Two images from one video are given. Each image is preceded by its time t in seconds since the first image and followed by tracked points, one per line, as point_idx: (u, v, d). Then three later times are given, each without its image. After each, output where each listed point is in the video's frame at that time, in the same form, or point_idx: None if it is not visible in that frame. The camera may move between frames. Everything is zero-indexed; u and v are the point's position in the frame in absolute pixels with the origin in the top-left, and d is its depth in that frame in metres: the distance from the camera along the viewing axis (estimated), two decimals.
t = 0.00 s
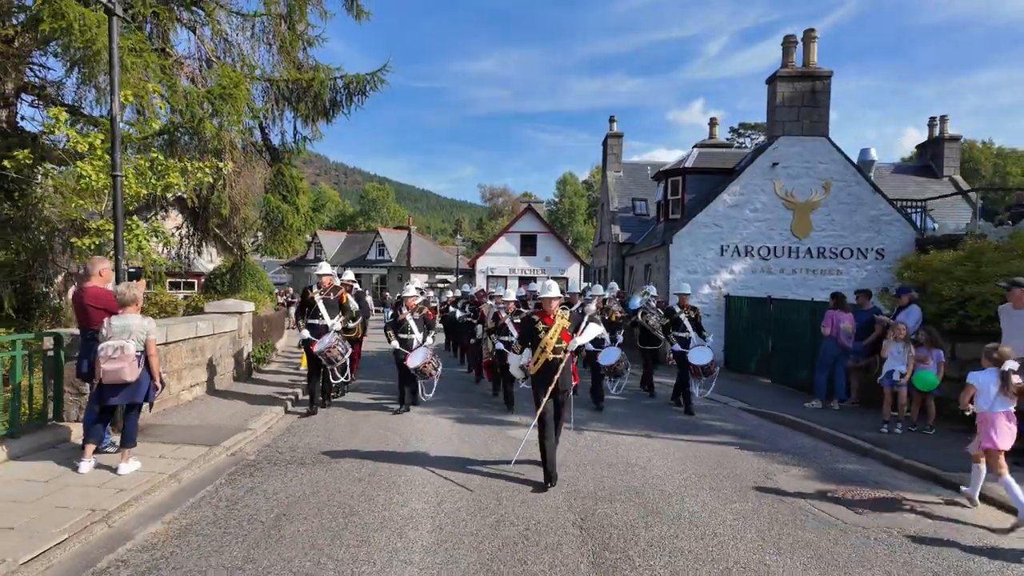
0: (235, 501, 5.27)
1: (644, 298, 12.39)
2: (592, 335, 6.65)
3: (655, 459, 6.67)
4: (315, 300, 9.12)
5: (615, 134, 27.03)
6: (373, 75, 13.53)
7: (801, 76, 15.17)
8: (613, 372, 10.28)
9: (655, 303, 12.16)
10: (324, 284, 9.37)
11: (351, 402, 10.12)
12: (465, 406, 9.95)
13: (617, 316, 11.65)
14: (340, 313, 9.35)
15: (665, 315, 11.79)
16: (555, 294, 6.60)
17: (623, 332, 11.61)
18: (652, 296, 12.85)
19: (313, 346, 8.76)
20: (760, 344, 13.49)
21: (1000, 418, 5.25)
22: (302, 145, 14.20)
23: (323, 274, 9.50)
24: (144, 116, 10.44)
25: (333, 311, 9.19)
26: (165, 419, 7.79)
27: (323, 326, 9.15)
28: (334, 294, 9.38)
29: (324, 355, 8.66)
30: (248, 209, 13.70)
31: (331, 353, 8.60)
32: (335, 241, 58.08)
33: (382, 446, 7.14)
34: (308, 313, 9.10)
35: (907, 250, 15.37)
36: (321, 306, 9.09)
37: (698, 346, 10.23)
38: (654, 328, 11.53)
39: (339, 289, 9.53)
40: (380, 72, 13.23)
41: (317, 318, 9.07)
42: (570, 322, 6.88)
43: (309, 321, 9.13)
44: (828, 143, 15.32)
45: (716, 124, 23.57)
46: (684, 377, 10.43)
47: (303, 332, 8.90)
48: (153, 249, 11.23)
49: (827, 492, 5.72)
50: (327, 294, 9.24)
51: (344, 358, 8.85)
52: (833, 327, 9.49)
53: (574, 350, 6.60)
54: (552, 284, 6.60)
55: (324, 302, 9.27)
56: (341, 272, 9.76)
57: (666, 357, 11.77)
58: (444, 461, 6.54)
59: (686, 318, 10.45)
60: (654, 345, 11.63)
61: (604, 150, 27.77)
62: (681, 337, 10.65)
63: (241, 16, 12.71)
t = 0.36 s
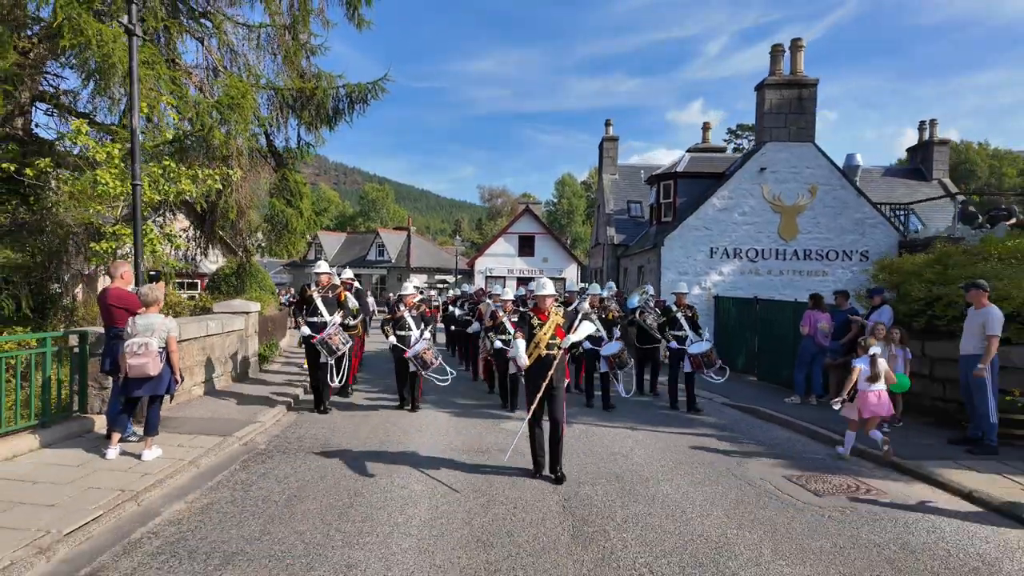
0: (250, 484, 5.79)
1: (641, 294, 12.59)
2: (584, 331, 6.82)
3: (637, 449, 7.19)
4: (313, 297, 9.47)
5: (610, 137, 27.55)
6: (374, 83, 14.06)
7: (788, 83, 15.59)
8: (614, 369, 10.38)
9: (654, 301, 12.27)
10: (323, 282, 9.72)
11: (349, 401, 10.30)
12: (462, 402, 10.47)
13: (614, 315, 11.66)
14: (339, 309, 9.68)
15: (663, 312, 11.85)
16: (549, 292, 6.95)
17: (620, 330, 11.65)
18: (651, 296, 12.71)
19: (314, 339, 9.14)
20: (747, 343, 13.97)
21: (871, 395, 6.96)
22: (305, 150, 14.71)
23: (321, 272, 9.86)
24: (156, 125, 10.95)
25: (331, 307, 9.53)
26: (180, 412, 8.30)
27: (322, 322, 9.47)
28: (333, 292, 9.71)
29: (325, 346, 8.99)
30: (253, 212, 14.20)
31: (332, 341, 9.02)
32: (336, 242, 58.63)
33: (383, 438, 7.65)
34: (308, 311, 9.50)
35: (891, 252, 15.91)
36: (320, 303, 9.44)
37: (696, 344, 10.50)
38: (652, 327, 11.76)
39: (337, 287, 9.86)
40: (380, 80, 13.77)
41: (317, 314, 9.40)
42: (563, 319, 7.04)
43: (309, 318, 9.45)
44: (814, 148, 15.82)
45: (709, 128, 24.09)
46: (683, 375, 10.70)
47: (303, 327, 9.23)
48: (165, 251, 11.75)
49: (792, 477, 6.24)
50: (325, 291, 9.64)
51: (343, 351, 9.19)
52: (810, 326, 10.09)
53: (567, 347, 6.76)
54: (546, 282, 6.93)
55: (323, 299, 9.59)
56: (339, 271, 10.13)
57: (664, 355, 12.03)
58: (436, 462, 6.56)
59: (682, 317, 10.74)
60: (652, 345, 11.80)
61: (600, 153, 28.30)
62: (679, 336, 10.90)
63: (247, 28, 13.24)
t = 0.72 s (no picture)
0: (257, 466, 6.28)
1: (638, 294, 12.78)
2: (580, 330, 6.50)
3: (618, 437, 7.68)
4: (312, 296, 9.79)
5: (606, 140, 28.06)
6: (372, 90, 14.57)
7: (775, 89, 16.08)
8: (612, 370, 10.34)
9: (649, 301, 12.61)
10: (321, 281, 10.02)
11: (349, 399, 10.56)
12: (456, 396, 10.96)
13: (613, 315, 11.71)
14: (337, 308, 10.01)
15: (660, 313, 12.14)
16: (543, 290, 6.70)
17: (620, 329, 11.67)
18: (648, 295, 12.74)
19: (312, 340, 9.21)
20: (734, 340, 14.45)
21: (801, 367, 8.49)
22: (307, 154, 15.20)
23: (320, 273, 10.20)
24: (164, 132, 11.45)
25: (330, 306, 9.89)
26: (189, 403, 8.78)
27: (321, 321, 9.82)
28: (331, 291, 10.04)
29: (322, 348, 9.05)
30: (256, 214, 14.70)
31: (329, 344, 8.99)
32: (336, 242, 59.14)
33: (381, 428, 8.14)
34: (307, 309, 9.85)
35: (874, 252, 16.39)
36: (319, 303, 9.78)
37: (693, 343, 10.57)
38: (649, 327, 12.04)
39: (336, 287, 10.20)
40: (379, 87, 14.27)
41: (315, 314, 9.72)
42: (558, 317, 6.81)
43: (307, 317, 9.81)
44: (799, 151, 16.31)
45: (702, 131, 24.57)
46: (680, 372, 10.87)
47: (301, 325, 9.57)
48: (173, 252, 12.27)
49: (759, 461, 6.74)
50: (324, 291, 9.92)
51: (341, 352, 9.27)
52: (788, 323, 10.58)
53: (560, 346, 6.60)
54: (540, 280, 6.68)
55: (322, 299, 9.93)
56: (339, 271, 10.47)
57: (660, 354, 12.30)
58: (432, 459, 6.60)
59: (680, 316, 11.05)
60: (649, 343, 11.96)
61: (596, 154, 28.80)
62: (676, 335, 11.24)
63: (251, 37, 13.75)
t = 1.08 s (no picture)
0: (266, 452, 6.77)
1: (635, 294, 13.00)
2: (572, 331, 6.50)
3: (603, 426, 8.18)
4: (311, 297, 10.12)
5: (602, 142, 28.56)
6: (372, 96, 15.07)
7: (764, 94, 16.52)
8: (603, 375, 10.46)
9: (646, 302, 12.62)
10: (320, 283, 10.38)
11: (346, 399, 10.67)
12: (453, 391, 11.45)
13: (609, 316, 11.83)
14: (335, 309, 10.40)
15: (656, 312, 12.08)
16: (536, 291, 6.65)
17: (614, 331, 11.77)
18: (645, 294, 13.11)
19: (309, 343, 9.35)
20: (722, 337, 14.95)
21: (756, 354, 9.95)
22: (309, 158, 15.70)
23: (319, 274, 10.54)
24: (173, 137, 11.95)
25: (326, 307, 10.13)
26: (199, 396, 9.27)
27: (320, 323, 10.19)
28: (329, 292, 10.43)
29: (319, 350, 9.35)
30: (260, 216, 15.22)
31: (325, 349, 9.18)
32: (336, 242, 59.62)
33: (380, 419, 8.63)
34: (305, 310, 10.08)
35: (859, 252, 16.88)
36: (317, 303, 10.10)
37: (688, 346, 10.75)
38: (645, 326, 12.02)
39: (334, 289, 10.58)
40: (378, 94, 14.78)
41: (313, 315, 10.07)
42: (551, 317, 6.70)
43: (306, 318, 10.12)
44: (787, 155, 16.78)
45: (696, 133, 25.09)
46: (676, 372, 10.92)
47: (299, 326, 9.74)
48: (181, 253, 12.76)
49: (732, 448, 7.24)
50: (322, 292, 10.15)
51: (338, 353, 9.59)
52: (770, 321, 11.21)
53: (554, 346, 6.45)
54: (533, 281, 6.62)
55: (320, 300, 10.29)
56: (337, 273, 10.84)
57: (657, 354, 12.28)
58: (428, 457, 6.65)
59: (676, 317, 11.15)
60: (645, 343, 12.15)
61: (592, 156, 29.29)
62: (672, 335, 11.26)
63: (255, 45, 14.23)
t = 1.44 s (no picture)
0: (270, 440, 7.26)
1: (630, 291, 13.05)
2: (556, 328, 6.75)
3: (587, 418, 8.68)
4: (303, 292, 9.78)
5: (597, 144, 29.05)
6: (371, 101, 15.56)
7: (751, 99, 17.01)
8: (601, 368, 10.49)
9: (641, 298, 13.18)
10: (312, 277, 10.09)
11: (340, 396, 10.78)
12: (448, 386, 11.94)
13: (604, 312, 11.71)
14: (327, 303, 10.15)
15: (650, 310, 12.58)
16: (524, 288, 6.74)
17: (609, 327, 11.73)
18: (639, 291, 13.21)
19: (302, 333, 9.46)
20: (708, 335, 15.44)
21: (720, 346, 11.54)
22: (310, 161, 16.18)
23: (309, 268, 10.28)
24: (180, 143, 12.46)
25: (320, 302, 9.93)
26: (205, 390, 9.76)
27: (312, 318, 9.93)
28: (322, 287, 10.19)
29: (312, 340, 9.29)
30: (262, 218, 15.70)
31: (318, 334, 9.32)
32: (337, 242, 60.09)
33: (377, 411, 9.12)
34: (298, 306, 9.84)
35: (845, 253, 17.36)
36: (309, 299, 9.74)
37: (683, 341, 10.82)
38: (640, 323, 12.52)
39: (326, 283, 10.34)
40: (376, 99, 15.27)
41: (306, 311, 9.83)
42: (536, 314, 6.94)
43: (298, 314, 9.86)
44: (774, 158, 17.26)
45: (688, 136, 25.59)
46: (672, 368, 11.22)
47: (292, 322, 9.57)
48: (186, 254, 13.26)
49: (707, 436, 7.73)
50: (315, 288, 9.97)
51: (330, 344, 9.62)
52: (750, 318, 11.53)
53: (539, 342, 6.72)
54: (520, 278, 6.76)
55: (312, 295, 10.00)
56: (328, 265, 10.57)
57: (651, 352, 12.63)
58: (411, 455, 6.65)
59: (671, 313, 11.38)
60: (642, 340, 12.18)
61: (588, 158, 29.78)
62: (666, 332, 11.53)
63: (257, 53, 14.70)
